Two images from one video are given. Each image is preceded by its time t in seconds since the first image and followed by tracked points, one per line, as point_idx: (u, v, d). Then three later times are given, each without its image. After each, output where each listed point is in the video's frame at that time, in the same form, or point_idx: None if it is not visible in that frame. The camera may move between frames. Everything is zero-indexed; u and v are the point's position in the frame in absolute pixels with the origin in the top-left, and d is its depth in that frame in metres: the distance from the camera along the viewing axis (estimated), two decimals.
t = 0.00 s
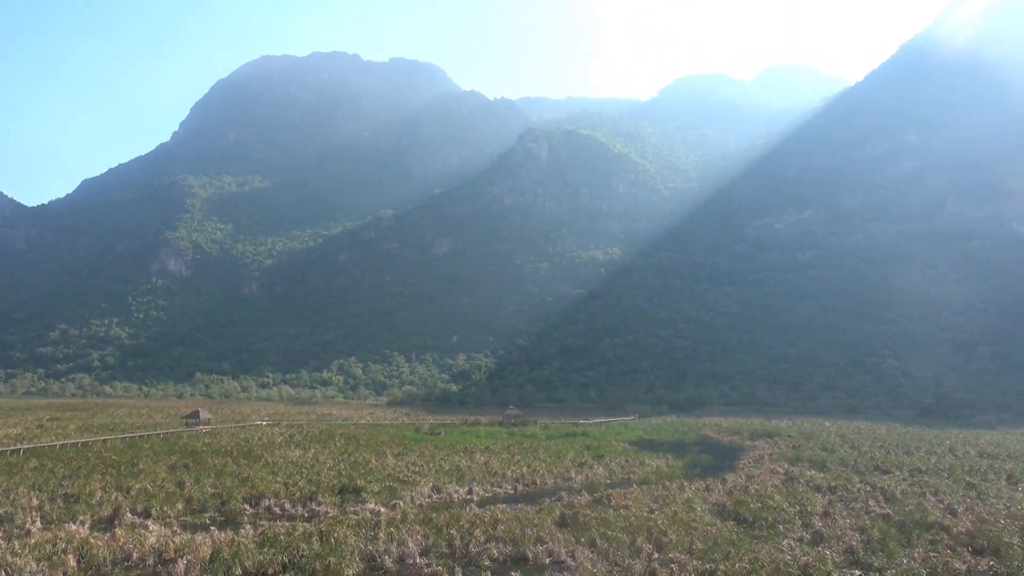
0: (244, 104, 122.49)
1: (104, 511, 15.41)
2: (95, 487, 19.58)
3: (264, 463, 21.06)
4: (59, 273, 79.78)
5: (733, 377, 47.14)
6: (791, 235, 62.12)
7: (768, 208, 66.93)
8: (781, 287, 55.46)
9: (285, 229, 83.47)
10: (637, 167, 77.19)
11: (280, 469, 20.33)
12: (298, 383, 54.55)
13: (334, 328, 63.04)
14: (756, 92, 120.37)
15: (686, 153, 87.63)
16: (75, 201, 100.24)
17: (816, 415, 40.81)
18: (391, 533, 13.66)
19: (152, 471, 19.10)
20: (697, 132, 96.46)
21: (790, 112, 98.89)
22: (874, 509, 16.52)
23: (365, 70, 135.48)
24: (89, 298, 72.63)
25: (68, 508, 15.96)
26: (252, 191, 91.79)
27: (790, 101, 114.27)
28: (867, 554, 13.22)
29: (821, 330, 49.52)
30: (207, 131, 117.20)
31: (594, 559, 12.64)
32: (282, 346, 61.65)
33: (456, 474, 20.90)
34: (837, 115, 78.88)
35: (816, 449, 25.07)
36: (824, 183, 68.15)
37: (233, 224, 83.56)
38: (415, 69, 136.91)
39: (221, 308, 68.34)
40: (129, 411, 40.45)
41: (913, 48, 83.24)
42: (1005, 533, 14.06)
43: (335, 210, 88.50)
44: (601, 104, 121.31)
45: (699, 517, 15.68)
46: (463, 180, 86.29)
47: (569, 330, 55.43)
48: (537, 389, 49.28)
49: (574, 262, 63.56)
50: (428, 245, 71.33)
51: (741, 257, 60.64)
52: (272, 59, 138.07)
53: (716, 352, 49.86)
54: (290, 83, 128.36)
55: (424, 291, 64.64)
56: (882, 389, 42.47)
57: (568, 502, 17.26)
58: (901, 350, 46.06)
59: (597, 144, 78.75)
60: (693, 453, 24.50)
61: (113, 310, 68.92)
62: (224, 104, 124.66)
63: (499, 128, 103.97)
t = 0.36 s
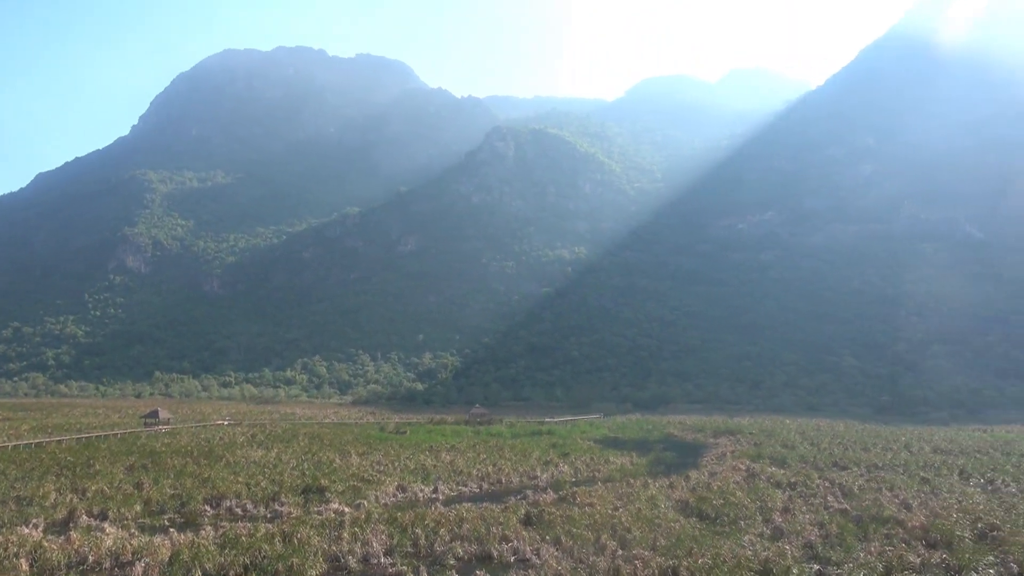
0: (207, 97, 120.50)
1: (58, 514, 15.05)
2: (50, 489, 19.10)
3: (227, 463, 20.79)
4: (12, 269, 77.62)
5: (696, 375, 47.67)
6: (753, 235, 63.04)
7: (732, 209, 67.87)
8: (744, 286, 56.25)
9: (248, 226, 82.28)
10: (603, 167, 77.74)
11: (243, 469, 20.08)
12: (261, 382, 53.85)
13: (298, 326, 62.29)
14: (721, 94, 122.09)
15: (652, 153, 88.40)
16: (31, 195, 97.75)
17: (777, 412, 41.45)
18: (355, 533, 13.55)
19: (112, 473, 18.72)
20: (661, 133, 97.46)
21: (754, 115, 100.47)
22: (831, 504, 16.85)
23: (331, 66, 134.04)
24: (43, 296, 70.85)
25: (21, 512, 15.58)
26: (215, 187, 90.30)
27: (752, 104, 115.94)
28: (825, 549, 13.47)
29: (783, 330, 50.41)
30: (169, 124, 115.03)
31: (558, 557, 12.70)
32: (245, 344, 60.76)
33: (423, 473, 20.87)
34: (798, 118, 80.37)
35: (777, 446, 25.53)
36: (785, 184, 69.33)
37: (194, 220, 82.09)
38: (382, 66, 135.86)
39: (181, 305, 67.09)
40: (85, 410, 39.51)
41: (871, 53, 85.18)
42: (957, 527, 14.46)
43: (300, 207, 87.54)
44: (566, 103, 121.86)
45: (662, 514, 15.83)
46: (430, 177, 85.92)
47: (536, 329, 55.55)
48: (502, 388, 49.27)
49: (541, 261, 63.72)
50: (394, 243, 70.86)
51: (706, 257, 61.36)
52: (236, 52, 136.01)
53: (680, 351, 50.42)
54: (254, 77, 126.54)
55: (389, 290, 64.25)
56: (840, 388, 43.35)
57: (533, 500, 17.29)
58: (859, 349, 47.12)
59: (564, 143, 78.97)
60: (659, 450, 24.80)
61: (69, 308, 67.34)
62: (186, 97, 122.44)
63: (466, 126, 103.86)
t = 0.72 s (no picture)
0: (165, 89, 117.90)
1: (3, 516, 14.54)
2: None
3: (182, 463, 20.40)
4: None
5: (657, 373, 48.16)
6: (713, 236, 63.90)
7: (693, 209, 68.75)
8: (704, 286, 56.98)
9: (206, 221, 80.76)
10: (567, 166, 78.08)
11: (197, 469, 19.71)
12: (219, 379, 52.94)
13: (257, 323, 61.38)
14: (682, 95, 123.56)
15: (616, 153, 89.09)
16: None
17: (735, 410, 42.08)
18: (314, 533, 13.40)
19: (60, 474, 18.21)
20: (624, 133, 98.30)
21: (716, 116, 101.84)
22: (786, 499, 17.18)
23: (292, 60, 132.11)
24: None
25: None
26: (172, 180, 88.47)
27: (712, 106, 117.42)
28: (780, 543, 13.73)
29: (742, 328, 51.24)
30: (124, 115, 112.27)
31: (519, 554, 12.72)
32: (202, 341, 59.64)
33: (383, 470, 20.72)
34: (758, 120, 81.78)
35: (734, 442, 25.98)
36: (745, 185, 70.46)
37: (150, 214, 80.29)
38: (345, 61, 134.38)
39: (135, 301, 65.59)
40: (36, 410, 38.41)
41: (828, 58, 87.11)
42: (906, 521, 14.85)
43: (260, 202, 86.21)
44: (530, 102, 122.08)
45: (622, 511, 15.93)
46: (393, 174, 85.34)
47: (498, 327, 55.58)
48: (465, 385, 49.17)
49: (505, 260, 63.78)
50: (357, 239, 70.21)
51: (667, 257, 62.01)
52: (195, 43, 133.22)
53: (641, 349, 50.90)
54: (213, 70, 124.15)
55: (350, 287, 63.70)
56: (796, 386, 44.25)
57: (494, 498, 17.28)
58: (814, 348, 48.13)
59: (528, 141, 79.10)
60: (619, 447, 25.01)
61: (18, 304, 65.45)
62: (142, 89, 119.61)
63: (429, 123, 103.51)
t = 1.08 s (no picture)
0: (120, 79, 115.11)
1: None
2: None
3: (137, 462, 19.96)
4: None
5: (619, 370, 48.53)
6: (675, 235, 64.62)
7: (655, 208, 69.44)
8: (666, 284, 57.59)
9: (163, 215, 79.12)
10: (530, 163, 78.23)
11: (153, 468, 19.29)
12: (176, 376, 51.92)
13: (216, 319, 60.31)
14: (646, 96, 124.70)
15: (579, 151, 89.55)
16: None
17: (695, 406, 42.60)
18: (273, 532, 13.25)
19: (8, 473, 17.67)
20: (587, 131, 98.85)
21: (678, 117, 103.02)
22: (744, 494, 17.48)
23: (253, 52, 130.10)
24: None
25: None
26: (128, 173, 86.47)
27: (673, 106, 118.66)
28: (739, 538, 13.93)
29: (702, 326, 51.90)
30: (78, 106, 109.34)
31: (481, 551, 12.73)
32: (158, 338, 58.41)
33: (344, 469, 20.54)
34: (719, 121, 82.96)
35: (694, 439, 26.33)
36: (706, 184, 71.42)
37: (104, 208, 78.36)
38: (307, 54, 132.82)
39: (89, 297, 63.98)
40: None
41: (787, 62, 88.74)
42: (860, 515, 15.20)
43: (219, 196, 84.74)
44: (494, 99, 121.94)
45: (584, 507, 16.02)
46: (356, 169, 84.62)
47: (462, 324, 55.48)
48: (427, 382, 48.95)
49: (468, 257, 63.70)
50: (319, 235, 69.44)
51: (629, 255, 62.53)
52: (152, 33, 130.32)
53: (603, 346, 51.27)
54: (171, 60, 121.61)
55: (311, 283, 62.95)
56: (755, 382, 44.98)
57: (457, 495, 17.26)
58: (772, 345, 48.99)
59: (492, 138, 79.12)
60: (581, 444, 25.16)
61: None
62: (97, 78, 116.63)
63: (393, 119, 102.85)
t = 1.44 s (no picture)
0: (72, 70, 111.99)
1: None
2: None
3: (88, 463, 19.43)
4: None
5: (581, 369, 48.77)
6: (637, 234, 65.16)
7: (618, 208, 69.94)
8: (628, 283, 58.05)
9: (117, 210, 77.21)
10: (494, 161, 78.21)
11: (105, 470, 18.79)
12: (130, 375, 50.70)
13: (171, 316, 59.04)
14: (609, 96, 125.49)
15: (543, 150, 89.78)
16: None
17: (656, 404, 42.98)
18: (231, 533, 13.02)
19: None
20: (550, 130, 99.11)
21: (640, 117, 103.90)
22: (703, 491, 17.71)
23: (212, 44, 127.69)
24: None
25: None
26: (80, 166, 84.21)
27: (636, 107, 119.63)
28: (697, 534, 14.12)
29: (663, 324, 52.44)
30: (27, 96, 106.13)
31: (443, 550, 12.67)
32: (111, 335, 56.98)
33: (303, 469, 20.26)
34: (679, 122, 83.85)
35: (655, 437, 26.56)
36: (667, 184, 72.15)
37: (55, 202, 76.17)
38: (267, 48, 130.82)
39: (39, 294, 62.13)
40: None
41: (746, 67, 90.17)
42: (814, 509, 15.55)
43: (176, 191, 83.02)
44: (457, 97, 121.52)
45: (545, 506, 16.06)
46: (317, 165, 83.61)
47: (424, 322, 55.21)
48: (389, 381, 48.57)
49: (431, 255, 63.45)
50: (279, 232, 68.42)
51: (592, 254, 62.87)
52: (106, 23, 127.03)
53: (565, 345, 51.50)
54: (126, 51, 118.70)
55: (270, 280, 62.01)
56: (714, 380, 45.62)
57: (418, 494, 17.17)
58: (731, 344, 49.77)
59: (455, 136, 78.89)
60: (543, 443, 25.20)
61: None
62: (47, 68, 113.30)
63: (355, 115, 101.90)
